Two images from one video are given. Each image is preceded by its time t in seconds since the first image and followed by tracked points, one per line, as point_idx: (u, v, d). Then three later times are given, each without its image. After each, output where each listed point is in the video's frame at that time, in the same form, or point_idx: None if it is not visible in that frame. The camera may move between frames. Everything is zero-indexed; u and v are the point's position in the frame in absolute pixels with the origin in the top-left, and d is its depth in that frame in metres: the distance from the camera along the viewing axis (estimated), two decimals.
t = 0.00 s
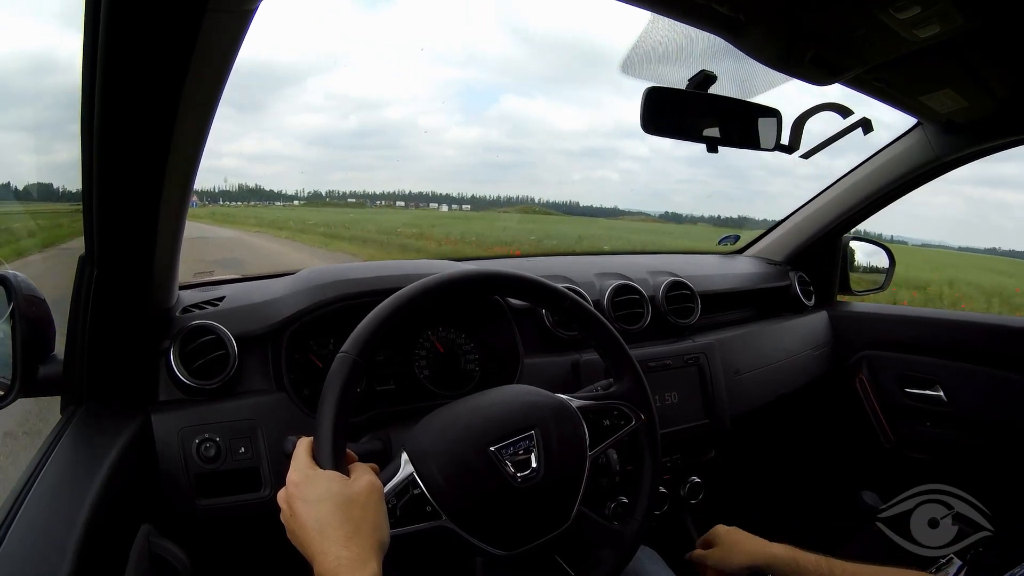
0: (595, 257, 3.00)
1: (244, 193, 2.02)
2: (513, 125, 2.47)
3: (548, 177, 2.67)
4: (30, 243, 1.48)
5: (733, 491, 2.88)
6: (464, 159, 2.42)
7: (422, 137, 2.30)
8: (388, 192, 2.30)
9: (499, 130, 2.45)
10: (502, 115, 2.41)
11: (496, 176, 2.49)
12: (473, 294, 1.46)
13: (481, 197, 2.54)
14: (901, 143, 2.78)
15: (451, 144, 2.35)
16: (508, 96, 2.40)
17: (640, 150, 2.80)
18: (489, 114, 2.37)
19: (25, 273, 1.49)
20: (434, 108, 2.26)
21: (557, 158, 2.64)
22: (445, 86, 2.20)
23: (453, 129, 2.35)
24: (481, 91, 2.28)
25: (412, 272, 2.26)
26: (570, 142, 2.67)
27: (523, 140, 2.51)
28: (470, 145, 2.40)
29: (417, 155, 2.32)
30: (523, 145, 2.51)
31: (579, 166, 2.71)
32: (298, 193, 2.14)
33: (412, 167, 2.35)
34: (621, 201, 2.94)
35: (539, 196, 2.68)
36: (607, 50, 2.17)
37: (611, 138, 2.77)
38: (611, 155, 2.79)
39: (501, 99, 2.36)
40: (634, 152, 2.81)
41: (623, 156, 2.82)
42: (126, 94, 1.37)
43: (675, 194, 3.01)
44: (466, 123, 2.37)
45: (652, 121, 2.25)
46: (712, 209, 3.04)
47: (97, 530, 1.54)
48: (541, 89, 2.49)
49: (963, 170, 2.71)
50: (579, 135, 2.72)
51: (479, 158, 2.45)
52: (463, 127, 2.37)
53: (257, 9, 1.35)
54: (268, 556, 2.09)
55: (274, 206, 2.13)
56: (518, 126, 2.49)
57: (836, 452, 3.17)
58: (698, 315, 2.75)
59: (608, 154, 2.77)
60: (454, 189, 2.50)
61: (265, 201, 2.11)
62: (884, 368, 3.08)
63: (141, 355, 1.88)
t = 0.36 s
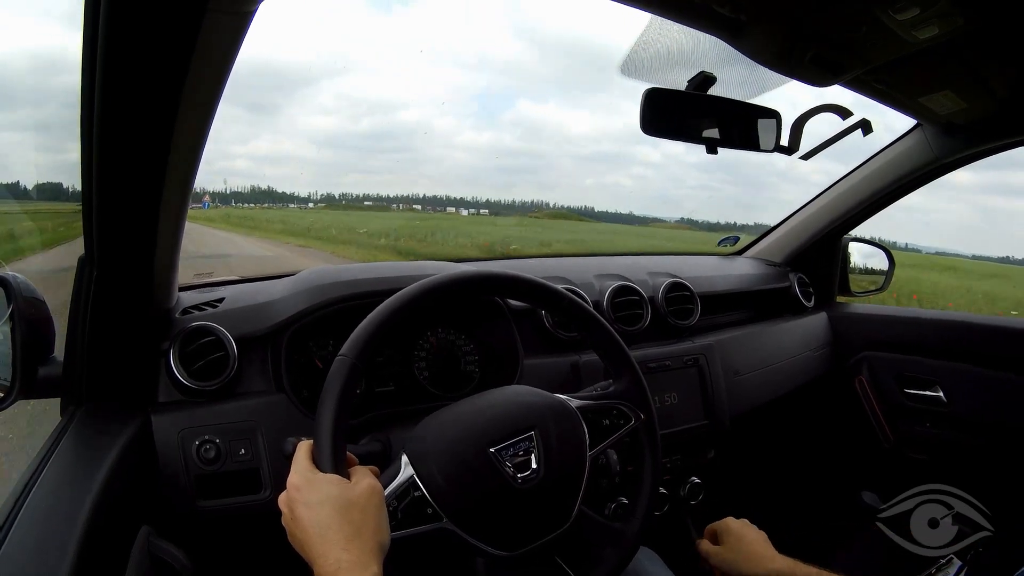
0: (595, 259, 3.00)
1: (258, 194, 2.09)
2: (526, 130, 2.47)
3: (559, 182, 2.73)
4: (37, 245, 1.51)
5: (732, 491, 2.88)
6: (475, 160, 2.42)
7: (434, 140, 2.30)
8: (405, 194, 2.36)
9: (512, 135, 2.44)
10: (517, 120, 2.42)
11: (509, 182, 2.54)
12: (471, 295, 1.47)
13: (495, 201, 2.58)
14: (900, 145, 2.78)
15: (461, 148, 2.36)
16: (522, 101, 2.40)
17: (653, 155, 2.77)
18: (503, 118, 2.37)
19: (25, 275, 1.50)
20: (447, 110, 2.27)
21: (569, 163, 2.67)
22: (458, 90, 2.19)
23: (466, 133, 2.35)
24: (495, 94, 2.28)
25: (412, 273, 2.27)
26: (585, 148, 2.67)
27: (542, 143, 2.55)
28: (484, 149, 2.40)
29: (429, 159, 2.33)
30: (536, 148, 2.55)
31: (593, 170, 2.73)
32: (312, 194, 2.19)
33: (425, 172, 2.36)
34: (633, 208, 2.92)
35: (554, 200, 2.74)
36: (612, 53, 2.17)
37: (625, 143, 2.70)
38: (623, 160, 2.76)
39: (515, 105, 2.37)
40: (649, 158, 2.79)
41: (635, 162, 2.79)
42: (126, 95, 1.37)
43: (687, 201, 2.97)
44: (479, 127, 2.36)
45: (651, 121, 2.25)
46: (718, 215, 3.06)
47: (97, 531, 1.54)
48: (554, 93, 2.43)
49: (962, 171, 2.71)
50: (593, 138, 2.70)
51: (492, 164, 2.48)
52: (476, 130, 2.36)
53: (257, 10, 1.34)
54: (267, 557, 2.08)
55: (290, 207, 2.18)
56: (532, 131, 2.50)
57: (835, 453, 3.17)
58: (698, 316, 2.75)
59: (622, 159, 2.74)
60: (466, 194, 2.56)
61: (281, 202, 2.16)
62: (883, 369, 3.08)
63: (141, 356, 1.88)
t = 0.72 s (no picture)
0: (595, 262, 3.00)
1: (266, 200, 2.14)
2: (537, 133, 2.56)
3: (571, 184, 2.82)
4: (35, 255, 1.52)
5: (731, 496, 2.88)
6: (485, 163, 2.49)
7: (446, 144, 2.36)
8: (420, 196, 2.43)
9: (522, 137, 2.52)
10: (526, 121, 2.49)
11: (517, 184, 2.59)
12: (469, 299, 1.46)
13: (512, 204, 2.64)
14: (900, 148, 2.78)
15: (471, 151, 2.41)
16: (532, 104, 2.50)
17: (662, 156, 2.80)
18: (514, 119, 2.43)
19: (24, 278, 1.51)
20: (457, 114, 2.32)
21: (579, 165, 2.76)
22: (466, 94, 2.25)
23: (477, 136, 2.39)
24: (504, 97, 2.34)
25: (411, 277, 2.27)
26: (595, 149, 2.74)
27: (551, 147, 2.62)
28: (495, 151, 2.45)
29: (439, 162, 2.39)
30: (547, 151, 2.61)
31: (600, 172, 2.82)
32: (324, 199, 2.26)
33: (436, 176, 2.43)
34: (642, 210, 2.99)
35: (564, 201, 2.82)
36: (614, 57, 2.17)
37: (634, 145, 2.70)
38: (634, 161, 2.79)
39: (525, 106, 2.45)
40: (657, 159, 2.82)
41: (645, 164, 2.83)
42: (125, 97, 1.37)
43: (697, 202, 3.00)
44: (489, 129, 2.40)
45: (649, 124, 2.25)
46: (729, 215, 3.10)
47: (95, 535, 1.54)
48: (564, 96, 2.54)
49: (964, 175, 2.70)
50: (600, 140, 2.72)
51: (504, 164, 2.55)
52: (486, 134, 2.40)
53: (256, 14, 1.32)
54: (264, 562, 2.08)
55: (304, 212, 2.24)
56: (540, 134, 2.56)
57: (835, 456, 3.17)
58: (697, 320, 2.75)
59: (632, 160, 2.77)
60: (482, 199, 2.57)
61: (293, 208, 2.22)
62: (882, 373, 3.08)
63: (140, 360, 1.88)
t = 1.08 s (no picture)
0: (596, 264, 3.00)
1: (282, 200, 2.10)
2: (549, 134, 2.57)
3: (581, 182, 2.76)
4: (36, 258, 1.53)
5: (732, 497, 2.88)
6: (497, 163, 2.48)
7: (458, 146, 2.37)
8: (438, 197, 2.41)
9: (533, 138, 2.53)
10: (537, 123, 2.49)
11: (530, 185, 2.58)
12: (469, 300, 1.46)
13: (530, 205, 2.63)
14: (900, 149, 2.78)
15: (484, 152, 2.43)
16: (543, 105, 2.51)
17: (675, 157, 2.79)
18: (525, 123, 2.43)
19: (24, 279, 1.51)
20: (468, 114, 2.32)
21: (590, 165, 2.74)
22: (475, 92, 2.26)
23: (489, 138, 2.40)
24: (515, 97, 2.34)
25: (412, 279, 2.27)
26: (607, 150, 2.74)
27: (560, 148, 2.61)
28: (507, 151, 2.47)
29: (449, 161, 2.39)
30: (559, 151, 2.62)
31: (612, 173, 2.80)
32: (339, 200, 2.21)
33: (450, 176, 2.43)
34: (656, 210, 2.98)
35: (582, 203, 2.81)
36: (616, 58, 2.17)
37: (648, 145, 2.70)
38: (649, 162, 2.79)
39: (536, 107, 2.45)
40: (670, 160, 2.81)
41: (658, 164, 2.82)
42: (126, 97, 1.37)
43: (712, 203, 2.98)
44: (502, 130, 2.41)
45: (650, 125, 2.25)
46: (743, 215, 3.08)
47: (96, 536, 1.54)
48: (577, 97, 2.55)
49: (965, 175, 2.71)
50: (613, 142, 2.72)
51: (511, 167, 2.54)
52: (498, 134, 2.41)
53: (257, 14, 1.31)
54: (264, 562, 2.08)
55: (319, 214, 2.20)
56: (551, 136, 2.58)
57: (835, 457, 3.17)
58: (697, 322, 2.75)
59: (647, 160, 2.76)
60: (499, 199, 2.55)
61: (309, 209, 2.17)
62: (883, 374, 3.08)
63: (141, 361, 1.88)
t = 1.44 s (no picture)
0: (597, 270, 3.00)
1: (294, 200, 2.12)
2: (561, 128, 2.55)
3: (594, 180, 2.83)
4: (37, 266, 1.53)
5: (732, 503, 2.87)
6: (510, 162, 2.46)
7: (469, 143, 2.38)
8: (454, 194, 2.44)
9: (544, 133, 2.53)
10: (550, 118, 2.49)
11: (543, 181, 2.61)
12: (470, 307, 1.46)
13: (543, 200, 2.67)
14: (901, 154, 2.78)
15: (496, 148, 2.42)
16: (555, 100, 2.48)
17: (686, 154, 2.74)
18: (537, 117, 2.45)
19: (23, 286, 1.51)
20: (479, 113, 2.37)
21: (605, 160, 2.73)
22: (486, 90, 2.29)
23: (502, 134, 2.41)
24: (528, 94, 2.36)
25: (413, 286, 2.27)
26: (619, 146, 2.66)
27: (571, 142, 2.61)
28: (516, 148, 2.45)
29: (465, 161, 2.39)
30: (568, 147, 2.62)
31: (626, 167, 2.78)
32: (352, 199, 2.24)
33: (461, 175, 2.42)
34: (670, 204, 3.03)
35: (596, 197, 2.85)
36: (618, 62, 2.18)
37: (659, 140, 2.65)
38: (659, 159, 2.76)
39: (548, 103, 2.45)
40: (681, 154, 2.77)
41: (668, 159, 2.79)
42: (125, 106, 1.37)
43: (723, 198, 2.98)
44: (514, 126, 2.42)
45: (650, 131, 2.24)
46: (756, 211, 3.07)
47: (96, 542, 1.54)
48: (587, 92, 2.47)
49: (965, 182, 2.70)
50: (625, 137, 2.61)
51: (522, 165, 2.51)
52: (510, 131, 2.42)
53: (257, 20, 1.33)
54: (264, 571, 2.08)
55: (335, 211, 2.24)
56: (564, 129, 2.56)
57: (835, 463, 3.17)
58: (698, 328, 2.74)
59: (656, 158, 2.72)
60: (512, 193, 2.59)
61: (324, 207, 2.21)
62: (883, 380, 3.08)
63: (141, 367, 1.88)
